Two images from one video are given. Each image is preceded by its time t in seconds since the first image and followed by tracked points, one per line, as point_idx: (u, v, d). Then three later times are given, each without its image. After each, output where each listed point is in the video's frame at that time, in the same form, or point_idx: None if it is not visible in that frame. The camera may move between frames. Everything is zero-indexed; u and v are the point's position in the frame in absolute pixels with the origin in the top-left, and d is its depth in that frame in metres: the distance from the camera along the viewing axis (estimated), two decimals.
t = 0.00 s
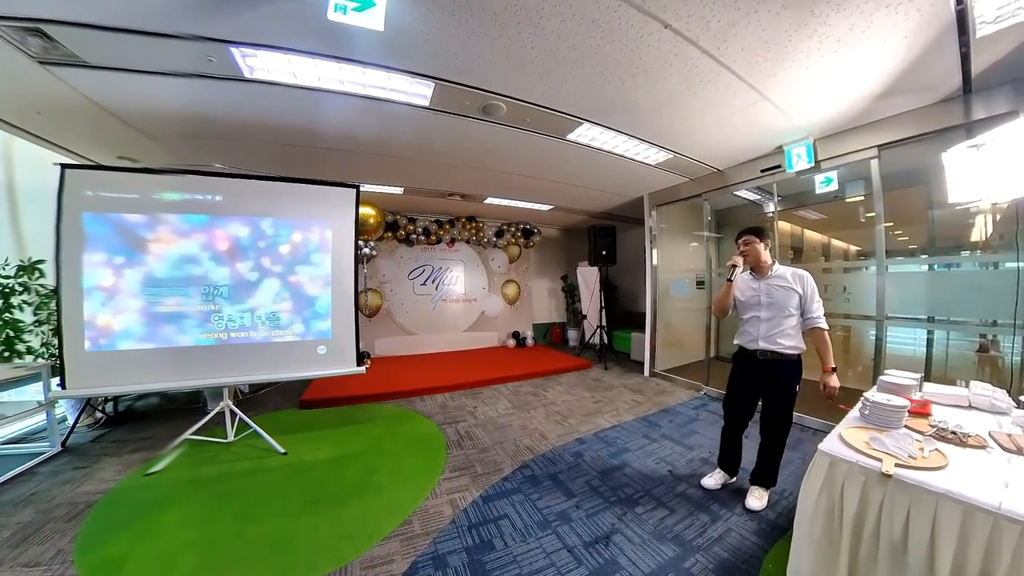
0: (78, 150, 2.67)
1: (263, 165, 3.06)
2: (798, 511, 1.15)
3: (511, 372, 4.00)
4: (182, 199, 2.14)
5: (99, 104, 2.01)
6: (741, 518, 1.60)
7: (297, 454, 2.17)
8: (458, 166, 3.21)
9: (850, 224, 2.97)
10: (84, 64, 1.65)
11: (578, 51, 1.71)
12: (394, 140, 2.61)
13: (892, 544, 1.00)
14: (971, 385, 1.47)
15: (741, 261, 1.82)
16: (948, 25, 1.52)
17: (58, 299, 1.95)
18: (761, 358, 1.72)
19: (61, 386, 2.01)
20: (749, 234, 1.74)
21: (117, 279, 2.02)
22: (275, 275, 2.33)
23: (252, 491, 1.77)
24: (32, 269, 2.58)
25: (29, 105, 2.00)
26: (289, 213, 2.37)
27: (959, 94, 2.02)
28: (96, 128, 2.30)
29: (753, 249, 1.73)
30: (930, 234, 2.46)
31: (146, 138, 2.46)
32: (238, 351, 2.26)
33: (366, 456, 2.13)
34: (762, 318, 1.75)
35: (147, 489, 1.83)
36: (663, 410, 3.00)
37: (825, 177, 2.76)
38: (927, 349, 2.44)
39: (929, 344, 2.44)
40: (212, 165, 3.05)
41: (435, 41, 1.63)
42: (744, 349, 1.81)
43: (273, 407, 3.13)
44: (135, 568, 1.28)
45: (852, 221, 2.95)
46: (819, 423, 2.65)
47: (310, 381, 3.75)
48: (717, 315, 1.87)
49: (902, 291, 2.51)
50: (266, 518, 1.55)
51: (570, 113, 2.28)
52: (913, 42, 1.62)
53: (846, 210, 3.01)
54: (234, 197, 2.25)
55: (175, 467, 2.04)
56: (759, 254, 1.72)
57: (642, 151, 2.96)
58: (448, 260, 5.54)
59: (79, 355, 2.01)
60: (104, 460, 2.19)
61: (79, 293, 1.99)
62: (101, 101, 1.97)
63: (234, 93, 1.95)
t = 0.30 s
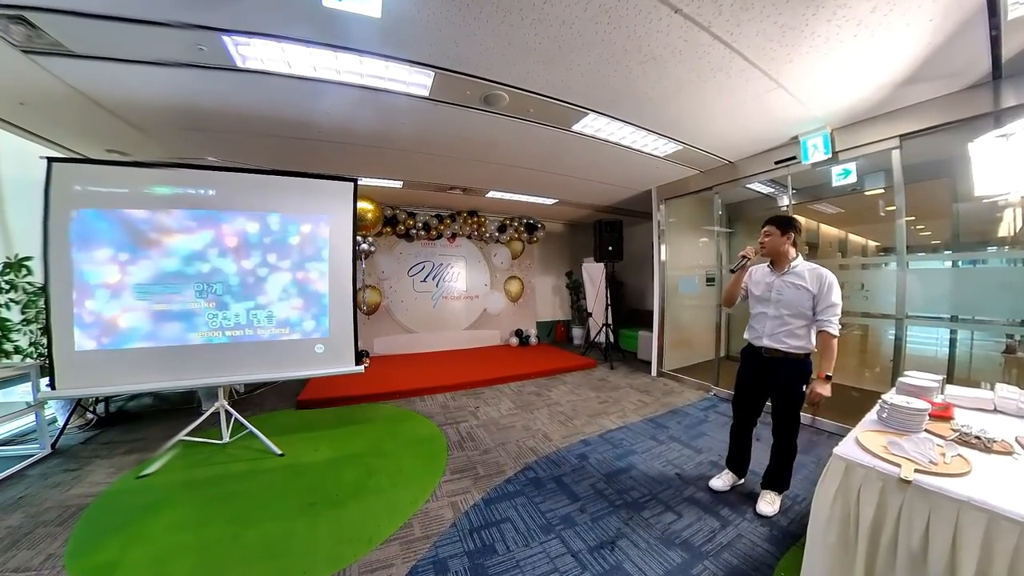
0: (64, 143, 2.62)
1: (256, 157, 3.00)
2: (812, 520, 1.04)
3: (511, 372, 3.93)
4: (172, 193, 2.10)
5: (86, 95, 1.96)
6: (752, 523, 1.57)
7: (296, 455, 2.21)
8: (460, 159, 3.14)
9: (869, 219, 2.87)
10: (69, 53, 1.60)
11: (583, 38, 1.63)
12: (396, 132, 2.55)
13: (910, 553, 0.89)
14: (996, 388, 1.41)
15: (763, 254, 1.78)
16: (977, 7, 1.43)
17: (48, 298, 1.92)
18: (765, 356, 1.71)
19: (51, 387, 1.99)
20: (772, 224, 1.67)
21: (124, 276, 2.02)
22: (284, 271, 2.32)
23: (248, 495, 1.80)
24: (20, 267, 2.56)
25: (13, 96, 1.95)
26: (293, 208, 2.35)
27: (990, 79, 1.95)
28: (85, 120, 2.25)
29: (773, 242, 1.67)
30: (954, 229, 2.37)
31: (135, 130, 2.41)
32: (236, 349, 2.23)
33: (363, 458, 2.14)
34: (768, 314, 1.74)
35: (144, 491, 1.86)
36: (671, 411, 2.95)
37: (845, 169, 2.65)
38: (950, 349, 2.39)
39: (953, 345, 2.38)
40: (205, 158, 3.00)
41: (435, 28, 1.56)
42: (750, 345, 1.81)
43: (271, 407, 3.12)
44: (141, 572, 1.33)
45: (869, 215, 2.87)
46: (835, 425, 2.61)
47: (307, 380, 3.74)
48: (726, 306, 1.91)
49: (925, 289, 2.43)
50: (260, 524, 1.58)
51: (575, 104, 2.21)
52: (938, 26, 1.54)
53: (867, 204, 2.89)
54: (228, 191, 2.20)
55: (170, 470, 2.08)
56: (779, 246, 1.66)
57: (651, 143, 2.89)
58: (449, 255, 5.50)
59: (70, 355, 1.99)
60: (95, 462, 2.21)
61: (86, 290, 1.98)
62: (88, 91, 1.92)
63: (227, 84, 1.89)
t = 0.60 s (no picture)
0: (63, 142, 2.62)
1: (256, 157, 3.00)
2: (813, 521, 1.03)
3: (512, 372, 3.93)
4: (172, 193, 2.10)
5: (85, 94, 1.95)
6: (753, 523, 1.57)
7: (296, 455, 2.20)
8: (461, 159, 3.14)
9: (869, 220, 2.86)
10: (69, 53, 1.59)
11: (583, 37, 1.63)
12: (396, 132, 2.54)
13: (912, 553, 0.89)
14: (998, 388, 1.40)
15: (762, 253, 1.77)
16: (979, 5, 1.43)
17: (46, 296, 1.92)
18: (752, 354, 1.76)
19: (51, 387, 1.99)
20: (776, 224, 1.65)
21: (140, 275, 2.04)
22: (296, 271, 2.35)
23: (248, 496, 1.80)
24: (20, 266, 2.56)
25: (13, 96, 1.95)
26: (296, 208, 2.35)
27: (991, 78, 1.95)
28: (83, 119, 2.24)
29: (772, 243, 1.65)
30: (955, 230, 2.36)
31: (136, 130, 2.41)
32: (236, 349, 2.24)
33: (363, 459, 2.14)
34: (757, 314, 1.77)
35: (143, 492, 1.86)
36: (671, 411, 2.95)
37: (846, 169, 2.65)
38: (952, 350, 2.37)
39: (954, 345, 2.37)
40: (205, 158, 3.00)
41: (435, 27, 1.55)
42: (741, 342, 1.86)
43: (270, 407, 3.12)
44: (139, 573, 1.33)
45: (869, 215, 2.87)
46: (836, 426, 2.61)
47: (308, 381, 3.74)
48: (719, 299, 1.95)
49: (927, 289, 2.42)
50: (260, 525, 1.58)
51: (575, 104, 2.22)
52: (941, 25, 1.53)
53: (867, 204, 2.88)
54: (228, 191, 2.20)
55: (169, 470, 2.08)
56: (778, 248, 1.64)
57: (651, 142, 2.89)
58: (449, 255, 5.49)
59: (69, 356, 1.98)
60: (94, 462, 2.21)
61: (101, 289, 1.99)
62: (87, 91, 1.91)
63: (226, 83, 1.89)
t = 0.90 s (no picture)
0: (63, 142, 2.61)
1: (256, 157, 3.00)
2: (813, 522, 1.03)
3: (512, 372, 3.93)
4: (172, 193, 2.10)
5: (84, 94, 1.95)
6: (753, 523, 1.57)
7: (296, 455, 2.20)
8: (461, 159, 3.14)
9: (868, 220, 2.86)
10: (69, 53, 1.59)
11: (583, 37, 1.63)
12: (395, 131, 2.54)
13: (912, 554, 0.89)
14: (998, 388, 1.40)
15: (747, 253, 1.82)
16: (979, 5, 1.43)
17: (46, 296, 1.92)
18: (736, 350, 1.81)
19: (51, 387, 1.99)
20: (759, 226, 1.71)
21: (155, 275, 2.06)
22: (307, 271, 2.38)
23: (248, 496, 1.80)
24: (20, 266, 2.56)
25: (13, 96, 1.95)
26: (299, 208, 2.36)
27: (991, 78, 1.95)
28: (83, 119, 2.24)
29: (757, 243, 1.70)
30: (956, 229, 2.34)
31: (136, 130, 2.41)
32: (237, 349, 2.24)
33: (363, 459, 2.13)
34: (741, 312, 1.82)
35: (143, 491, 1.86)
36: (671, 411, 2.95)
37: (846, 169, 2.65)
38: (952, 350, 2.37)
39: (954, 345, 2.36)
40: (205, 158, 3.00)
41: (434, 27, 1.55)
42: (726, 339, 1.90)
43: (270, 407, 3.12)
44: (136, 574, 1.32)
45: (869, 215, 2.87)
46: (836, 426, 2.61)
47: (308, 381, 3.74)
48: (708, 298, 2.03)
49: (928, 289, 2.42)
50: (261, 525, 1.57)
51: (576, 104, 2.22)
52: (941, 25, 1.53)
53: (867, 204, 2.88)
54: (228, 191, 2.20)
55: (170, 470, 2.08)
56: (762, 248, 1.69)
57: (651, 142, 2.89)
58: (449, 255, 5.49)
59: (69, 356, 1.98)
60: (94, 462, 2.20)
61: (116, 289, 2.01)
62: (87, 91, 1.91)
63: (226, 83, 1.89)
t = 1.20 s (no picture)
0: (63, 142, 2.62)
1: (256, 157, 3.00)
2: (813, 522, 1.03)
3: (511, 372, 3.93)
4: (172, 192, 2.10)
5: (84, 94, 1.95)
6: (753, 523, 1.57)
7: (297, 455, 2.21)
8: (461, 159, 3.14)
9: (868, 220, 2.86)
10: (69, 52, 1.59)
11: (583, 37, 1.63)
12: (395, 131, 2.53)
13: (911, 553, 0.89)
14: (998, 388, 1.40)
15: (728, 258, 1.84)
16: (980, 5, 1.43)
17: (47, 296, 1.93)
18: (729, 353, 1.74)
19: (51, 387, 1.99)
20: (739, 231, 1.75)
21: (170, 275, 2.09)
22: (316, 271, 2.41)
23: (248, 495, 1.80)
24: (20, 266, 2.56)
25: (13, 96, 1.95)
26: (294, 208, 2.35)
27: (991, 78, 1.95)
28: (83, 119, 2.24)
29: (740, 248, 1.74)
30: (956, 228, 2.36)
31: (136, 130, 2.41)
32: (236, 349, 2.23)
33: (364, 459, 2.13)
34: (732, 316, 1.81)
35: (143, 492, 1.86)
36: (671, 411, 2.95)
37: (846, 169, 2.65)
38: (952, 350, 2.36)
39: (954, 344, 2.35)
40: (206, 158, 3.00)
41: (434, 27, 1.55)
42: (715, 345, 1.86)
43: (270, 407, 3.12)
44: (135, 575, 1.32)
45: (869, 216, 2.87)
46: (836, 426, 2.61)
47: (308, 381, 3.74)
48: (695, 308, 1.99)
49: (928, 289, 2.42)
50: (261, 525, 1.58)
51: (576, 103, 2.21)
52: (942, 25, 1.53)
53: (867, 204, 2.88)
54: (227, 191, 2.20)
55: (170, 470, 2.08)
56: (745, 252, 1.73)
57: (651, 142, 2.89)
58: (449, 255, 5.49)
59: (69, 356, 1.99)
60: (94, 462, 2.20)
61: (132, 289, 2.03)
62: (86, 91, 1.91)
63: (225, 83, 1.89)
